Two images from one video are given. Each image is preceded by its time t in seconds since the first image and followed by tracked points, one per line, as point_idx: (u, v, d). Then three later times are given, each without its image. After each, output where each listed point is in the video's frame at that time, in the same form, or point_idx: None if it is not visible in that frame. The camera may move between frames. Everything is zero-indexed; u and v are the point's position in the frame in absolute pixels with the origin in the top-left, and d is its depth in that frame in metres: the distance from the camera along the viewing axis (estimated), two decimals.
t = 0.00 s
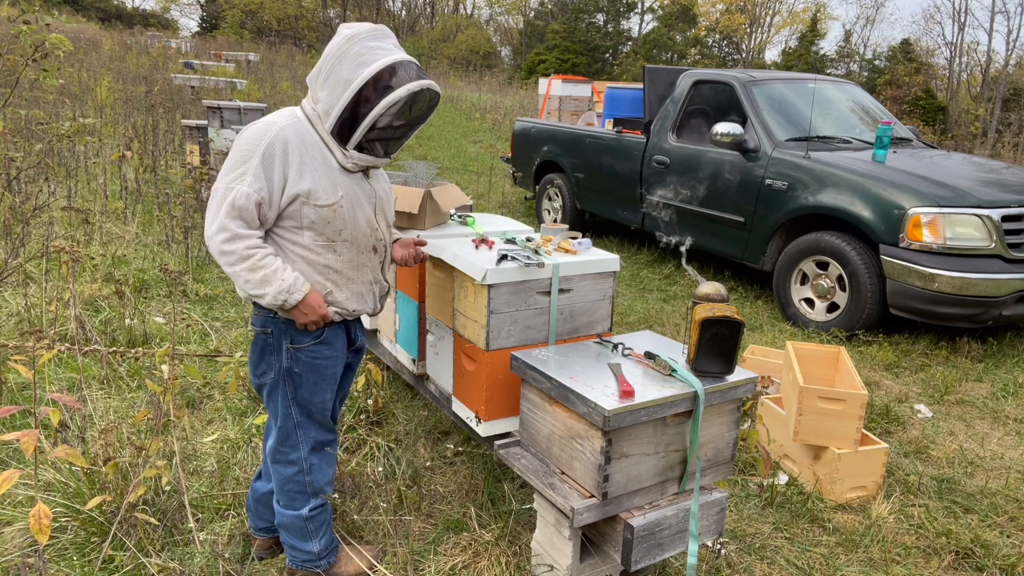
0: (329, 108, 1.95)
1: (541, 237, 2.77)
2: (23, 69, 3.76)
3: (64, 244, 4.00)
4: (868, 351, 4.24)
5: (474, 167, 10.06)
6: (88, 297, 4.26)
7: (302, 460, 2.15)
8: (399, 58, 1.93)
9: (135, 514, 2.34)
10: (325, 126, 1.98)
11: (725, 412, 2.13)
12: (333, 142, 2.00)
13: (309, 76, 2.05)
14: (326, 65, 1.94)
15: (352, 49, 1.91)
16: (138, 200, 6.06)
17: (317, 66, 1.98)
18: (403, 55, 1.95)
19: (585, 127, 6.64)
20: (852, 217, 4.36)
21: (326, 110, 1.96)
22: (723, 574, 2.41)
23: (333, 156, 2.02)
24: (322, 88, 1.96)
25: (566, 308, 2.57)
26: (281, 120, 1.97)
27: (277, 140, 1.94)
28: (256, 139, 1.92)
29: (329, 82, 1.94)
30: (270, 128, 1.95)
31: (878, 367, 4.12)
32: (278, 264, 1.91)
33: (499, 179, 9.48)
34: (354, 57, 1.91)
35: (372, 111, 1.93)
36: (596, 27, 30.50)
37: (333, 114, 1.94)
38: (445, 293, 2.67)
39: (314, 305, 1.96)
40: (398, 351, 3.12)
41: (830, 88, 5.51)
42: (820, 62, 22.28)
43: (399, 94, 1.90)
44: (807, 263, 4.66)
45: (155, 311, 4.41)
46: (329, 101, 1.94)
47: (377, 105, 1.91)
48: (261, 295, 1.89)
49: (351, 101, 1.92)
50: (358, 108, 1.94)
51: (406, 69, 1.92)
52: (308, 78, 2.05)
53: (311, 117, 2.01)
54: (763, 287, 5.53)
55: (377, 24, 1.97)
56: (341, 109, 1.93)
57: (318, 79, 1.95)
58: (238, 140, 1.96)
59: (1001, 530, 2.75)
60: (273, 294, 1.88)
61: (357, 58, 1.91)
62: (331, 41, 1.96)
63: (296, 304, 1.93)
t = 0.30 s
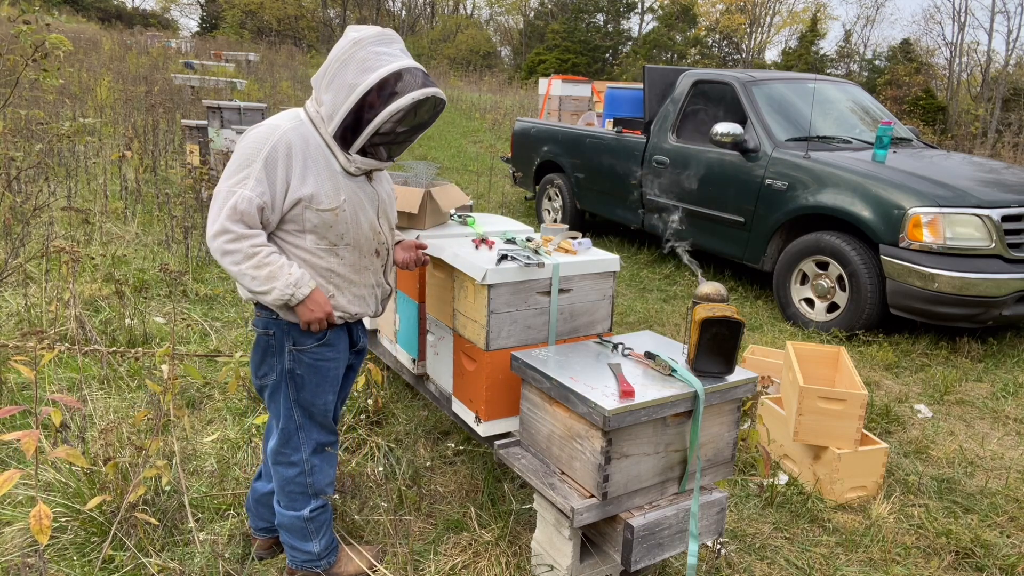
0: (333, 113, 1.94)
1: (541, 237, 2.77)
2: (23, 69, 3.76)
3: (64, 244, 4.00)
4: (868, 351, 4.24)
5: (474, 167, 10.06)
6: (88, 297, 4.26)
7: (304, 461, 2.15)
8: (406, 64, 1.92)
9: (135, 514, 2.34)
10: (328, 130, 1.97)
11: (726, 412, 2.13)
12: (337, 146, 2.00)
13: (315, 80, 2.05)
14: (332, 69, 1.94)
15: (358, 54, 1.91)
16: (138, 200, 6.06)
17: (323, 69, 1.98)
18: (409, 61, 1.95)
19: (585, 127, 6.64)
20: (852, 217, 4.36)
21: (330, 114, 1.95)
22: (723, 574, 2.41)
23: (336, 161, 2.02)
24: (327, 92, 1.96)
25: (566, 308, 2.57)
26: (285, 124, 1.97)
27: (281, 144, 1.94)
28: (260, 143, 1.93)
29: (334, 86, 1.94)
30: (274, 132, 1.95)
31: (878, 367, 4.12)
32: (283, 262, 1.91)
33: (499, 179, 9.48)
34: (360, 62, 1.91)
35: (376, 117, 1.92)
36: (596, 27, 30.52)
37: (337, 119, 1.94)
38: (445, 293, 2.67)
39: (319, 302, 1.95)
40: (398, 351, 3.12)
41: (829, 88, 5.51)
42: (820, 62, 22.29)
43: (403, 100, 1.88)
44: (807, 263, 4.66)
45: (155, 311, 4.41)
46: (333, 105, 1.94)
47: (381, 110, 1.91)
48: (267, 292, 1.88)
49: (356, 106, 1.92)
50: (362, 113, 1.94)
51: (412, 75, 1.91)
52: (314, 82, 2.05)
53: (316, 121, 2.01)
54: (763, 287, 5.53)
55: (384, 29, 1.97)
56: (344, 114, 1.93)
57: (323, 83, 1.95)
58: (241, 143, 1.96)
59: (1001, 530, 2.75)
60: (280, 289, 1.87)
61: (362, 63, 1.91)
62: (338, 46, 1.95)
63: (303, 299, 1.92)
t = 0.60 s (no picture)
0: (333, 114, 1.94)
1: (541, 237, 2.77)
2: (23, 69, 3.76)
3: (64, 244, 4.00)
4: (868, 351, 4.24)
5: (474, 167, 10.06)
6: (88, 297, 4.26)
7: (305, 463, 2.14)
8: (406, 65, 1.92)
9: (135, 514, 2.34)
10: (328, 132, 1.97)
11: (726, 412, 2.13)
12: (337, 147, 2.00)
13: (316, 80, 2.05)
14: (333, 70, 1.94)
15: (359, 55, 1.91)
16: (138, 200, 6.05)
17: (324, 70, 1.98)
18: (409, 62, 1.94)
19: (585, 127, 6.64)
20: (851, 218, 4.36)
21: (330, 116, 1.95)
22: (723, 574, 2.41)
23: (337, 163, 2.02)
24: (328, 94, 1.96)
25: (566, 308, 2.57)
26: (286, 127, 1.98)
27: (282, 148, 1.94)
28: (261, 147, 1.93)
29: (334, 87, 1.94)
30: (275, 135, 1.95)
31: (878, 367, 4.12)
32: (283, 270, 1.91)
33: (499, 179, 9.48)
34: (359, 64, 1.91)
35: (378, 118, 1.92)
36: (596, 27, 30.53)
37: (337, 120, 1.93)
38: (445, 293, 2.67)
39: (319, 310, 1.96)
40: (398, 352, 3.12)
41: (830, 88, 5.51)
42: (820, 62, 22.28)
43: (403, 101, 1.88)
44: (807, 263, 4.66)
45: (155, 311, 4.41)
46: (334, 107, 1.94)
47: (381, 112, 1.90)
48: (265, 300, 1.89)
49: (355, 108, 1.92)
50: (362, 113, 1.93)
51: (412, 75, 1.91)
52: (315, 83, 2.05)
53: (316, 122, 2.01)
54: (763, 287, 5.53)
55: (384, 29, 1.96)
56: (344, 116, 1.92)
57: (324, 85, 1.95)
58: (242, 146, 1.96)
59: (1001, 530, 2.75)
60: (277, 299, 1.88)
61: (362, 64, 1.91)
62: (338, 47, 1.95)
63: (301, 308, 1.93)
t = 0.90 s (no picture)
0: (340, 119, 1.94)
1: (541, 237, 2.77)
2: (23, 70, 3.76)
3: (64, 244, 4.00)
4: (868, 351, 4.24)
5: (474, 167, 10.06)
6: (88, 297, 4.26)
7: (312, 466, 2.14)
8: (414, 70, 1.93)
9: (135, 514, 2.34)
10: (334, 135, 1.96)
11: (725, 412, 2.13)
12: (343, 151, 2.00)
13: (314, 82, 2.02)
14: (337, 75, 1.92)
15: (365, 60, 1.89)
16: (138, 200, 6.05)
17: (326, 73, 1.95)
18: (416, 67, 1.94)
19: (585, 127, 6.64)
20: (852, 218, 4.36)
21: (337, 120, 1.94)
22: (723, 574, 2.41)
23: (343, 165, 2.02)
24: (332, 98, 1.94)
25: (566, 308, 2.57)
26: (290, 134, 1.95)
27: (289, 156, 1.93)
28: (268, 155, 1.91)
29: (340, 92, 1.92)
30: (280, 142, 1.93)
31: (878, 367, 4.12)
32: (300, 281, 1.91)
33: (499, 179, 9.48)
34: (368, 70, 1.90)
35: (389, 124, 1.92)
36: (596, 27, 30.52)
37: (346, 125, 1.93)
38: (445, 293, 2.67)
39: (339, 316, 1.98)
40: (398, 352, 3.12)
41: (829, 88, 5.51)
42: (820, 62, 22.28)
43: (415, 106, 1.88)
44: (807, 263, 4.66)
45: (155, 311, 4.41)
46: (341, 113, 1.93)
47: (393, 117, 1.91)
48: (286, 313, 1.88)
49: (365, 114, 1.92)
50: (371, 118, 1.93)
51: (421, 81, 1.92)
52: (314, 84, 2.02)
53: (318, 125, 1.99)
54: (763, 287, 5.53)
55: (389, 32, 1.95)
56: (353, 123, 1.93)
57: (328, 89, 1.93)
58: (247, 156, 1.93)
59: (1001, 530, 2.75)
60: (298, 312, 1.88)
61: (370, 69, 1.90)
62: (341, 50, 1.93)
63: (322, 317, 1.94)
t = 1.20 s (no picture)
0: (363, 120, 1.98)
1: (541, 237, 2.77)
2: (23, 70, 3.76)
3: (64, 244, 3.99)
4: (868, 351, 4.24)
5: (474, 167, 10.06)
6: (88, 297, 4.26)
7: (325, 465, 2.15)
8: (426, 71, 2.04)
9: (136, 514, 2.34)
10: (355, 137, 1.99)
11: (725, 412, 2.13)
12: (361, 151, 2.03)
13: (316, 82, 2.00)
14: (356, 77, 1.94)
15: (386, 61, 1.95)
16: (138, 200, 6.05)
17: (339, 75, 1.96)
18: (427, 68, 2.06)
19: (585, 127, 6.64)
20: (852, 218, 4.36)
21: (359, 121, 1.97)
22: (723, 574, 2.41)
23: (361, 164, 2.05)
24: (350, 99, 1.96)
25: (566, 308, 2.57)
26: (319, 140, 1.92)
27: (327, 164, 1.91)
28: (308, 165, 1.87)
29: (361, 94, 1.96)
30: (314, 150, 1.89)
31: (878, 367, 4.12)
32: (350, 287, 1.95)
33: (499, 179, 9.48)
34: (390, 73, 1.96)
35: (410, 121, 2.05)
36: (596, 27, 30.52)
37: (371, 126, 1.97)
38: (445, 293, 2.67)
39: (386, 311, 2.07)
40: (398, 351, 3.12)
41: (829, 88, 5.51)
42: (820, 62, 22.27)
43: (436, 104, 2.05)
44: (807, 263, 4.66)
45: (155, 311, 4.41)
46: (364, 114, 1.97)
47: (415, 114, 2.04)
48: (342, 319, 1.93)
49: (390, 115, 1.99)
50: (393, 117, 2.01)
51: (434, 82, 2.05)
52: (317, 85, 1.99)
53: (332, 127, 1.98)
54: (763, 287, 5.53)
55: (397, 34, 2.02)
56: (378, 123, 1.98)
57: (348, 91, 1.94)
58: (282, 168, 1.87)
59: (1001, 530, 2.75)
60: (355, 316, 1.94)
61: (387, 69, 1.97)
62: (355, 52, 1.94)
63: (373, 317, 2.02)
